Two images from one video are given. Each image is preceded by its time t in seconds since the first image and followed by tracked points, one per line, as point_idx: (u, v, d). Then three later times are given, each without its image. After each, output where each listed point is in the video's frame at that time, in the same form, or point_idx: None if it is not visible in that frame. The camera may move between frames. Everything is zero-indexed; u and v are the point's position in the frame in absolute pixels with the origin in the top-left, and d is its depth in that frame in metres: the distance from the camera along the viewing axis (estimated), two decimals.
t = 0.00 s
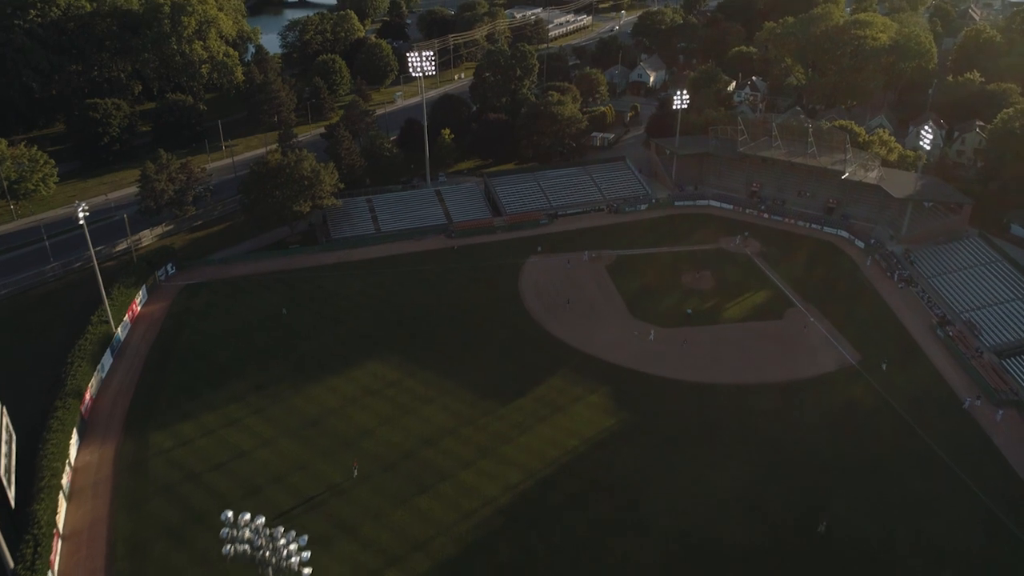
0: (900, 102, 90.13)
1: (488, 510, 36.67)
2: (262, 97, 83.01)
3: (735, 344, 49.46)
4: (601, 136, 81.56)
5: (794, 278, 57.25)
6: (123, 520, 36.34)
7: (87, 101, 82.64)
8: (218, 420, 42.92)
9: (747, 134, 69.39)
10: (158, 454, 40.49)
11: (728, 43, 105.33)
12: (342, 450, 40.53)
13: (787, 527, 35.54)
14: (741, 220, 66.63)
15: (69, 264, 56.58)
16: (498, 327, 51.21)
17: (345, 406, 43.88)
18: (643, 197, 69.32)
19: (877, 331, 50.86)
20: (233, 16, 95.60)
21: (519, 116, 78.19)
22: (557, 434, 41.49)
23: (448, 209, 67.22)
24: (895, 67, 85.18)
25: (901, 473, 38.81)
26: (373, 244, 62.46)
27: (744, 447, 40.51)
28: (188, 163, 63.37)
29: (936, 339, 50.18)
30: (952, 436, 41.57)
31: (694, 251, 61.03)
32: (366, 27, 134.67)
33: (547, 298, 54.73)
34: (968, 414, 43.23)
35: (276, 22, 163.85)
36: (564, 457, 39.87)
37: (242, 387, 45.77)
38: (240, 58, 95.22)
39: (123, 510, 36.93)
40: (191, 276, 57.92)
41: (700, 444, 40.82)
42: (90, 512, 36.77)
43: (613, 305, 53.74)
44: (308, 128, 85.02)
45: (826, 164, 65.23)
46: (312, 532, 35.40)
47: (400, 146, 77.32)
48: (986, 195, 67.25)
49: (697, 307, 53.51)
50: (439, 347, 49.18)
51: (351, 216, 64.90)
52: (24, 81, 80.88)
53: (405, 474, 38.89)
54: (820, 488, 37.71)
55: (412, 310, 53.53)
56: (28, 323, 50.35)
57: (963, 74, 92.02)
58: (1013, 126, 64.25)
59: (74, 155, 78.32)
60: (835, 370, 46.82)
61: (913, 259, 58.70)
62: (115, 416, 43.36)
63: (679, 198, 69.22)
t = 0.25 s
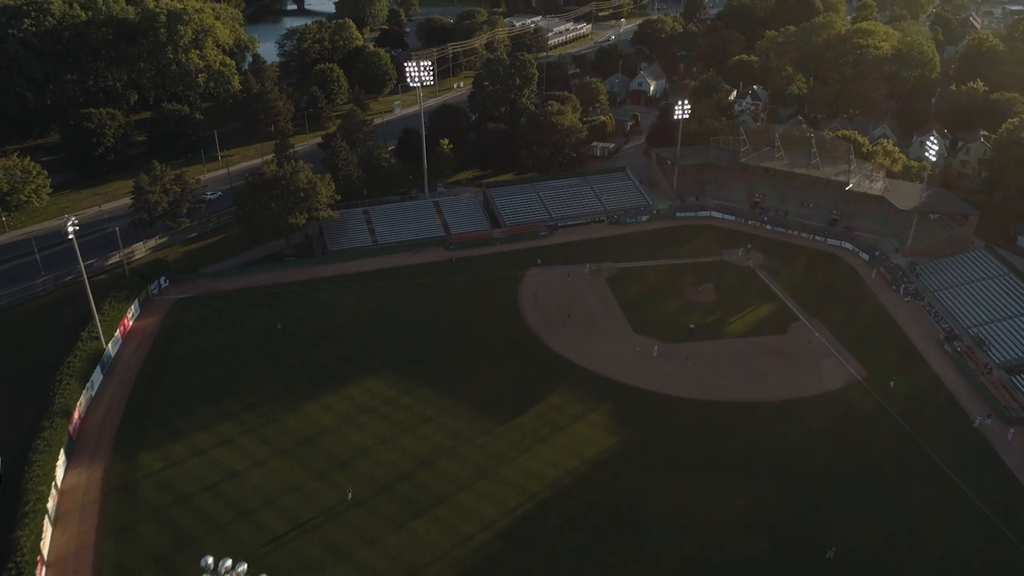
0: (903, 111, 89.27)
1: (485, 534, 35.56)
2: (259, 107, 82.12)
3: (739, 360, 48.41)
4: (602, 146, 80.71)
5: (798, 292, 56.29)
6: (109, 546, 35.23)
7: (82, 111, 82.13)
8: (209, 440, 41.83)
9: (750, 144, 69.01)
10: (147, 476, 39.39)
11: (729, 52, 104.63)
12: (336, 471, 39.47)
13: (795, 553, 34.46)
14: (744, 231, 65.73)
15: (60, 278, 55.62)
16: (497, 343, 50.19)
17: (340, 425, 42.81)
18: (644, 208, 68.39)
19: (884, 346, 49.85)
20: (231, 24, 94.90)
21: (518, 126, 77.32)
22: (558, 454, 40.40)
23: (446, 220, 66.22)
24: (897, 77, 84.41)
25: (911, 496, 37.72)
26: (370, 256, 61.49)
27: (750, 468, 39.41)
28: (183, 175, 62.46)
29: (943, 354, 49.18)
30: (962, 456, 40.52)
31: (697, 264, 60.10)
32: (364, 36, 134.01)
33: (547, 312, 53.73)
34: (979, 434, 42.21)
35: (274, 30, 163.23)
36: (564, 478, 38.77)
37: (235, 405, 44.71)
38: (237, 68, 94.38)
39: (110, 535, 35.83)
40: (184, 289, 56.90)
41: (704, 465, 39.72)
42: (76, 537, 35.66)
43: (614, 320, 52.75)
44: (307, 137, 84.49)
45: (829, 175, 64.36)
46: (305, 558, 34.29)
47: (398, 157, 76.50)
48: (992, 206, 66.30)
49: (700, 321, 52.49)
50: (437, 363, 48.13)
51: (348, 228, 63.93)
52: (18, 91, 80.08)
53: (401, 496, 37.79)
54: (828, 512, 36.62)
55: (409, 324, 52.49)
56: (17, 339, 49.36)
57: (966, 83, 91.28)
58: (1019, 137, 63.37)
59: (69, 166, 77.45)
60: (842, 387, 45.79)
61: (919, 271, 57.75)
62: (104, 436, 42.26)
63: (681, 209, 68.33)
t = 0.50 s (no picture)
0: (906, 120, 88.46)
1: (483, 559, 34.47)
2: (255, 117, 81.25)
3: (743, 376, 47.40)
4: (602, 156, 79.84)
5: (802, 305, 55.29)
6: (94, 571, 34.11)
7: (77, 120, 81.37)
8: (200, 460, 40.76)
9: (751, 154, 68.17)
10: (135, 498, 38.30)
11: (729, 61, 103.91)
12: (329, 493, 38.37)
13: None
14: (746, 243, 64.79)
15: (50, 292, 54.68)
16: (495, 359, 49.17)
17: (334, 445, 41.73)
18: (644, 220, 67.49)
19: (891, 362, 48.84)
20: (227, 33, 94.20)
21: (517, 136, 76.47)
22: (558, 475, 39.33)
23: (444, 232, 65.27)
24: (900, 86, 83.62)
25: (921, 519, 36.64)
26: (367, 269, 60.50)
27: (755, 489, 38.36)
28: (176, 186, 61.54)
29: (951, 371, 48.17)
30: (973, 477, 39.44)
31: (699, 276, 59.16)
32: (363, 44, 133.32)
33: (546, 327, 52.73)
34: (990, 453, 41.16)
35: (273, 39, 162.73)
36: (564, 500, 37.70)
37: (227, 423, 43.66)
38: (234, 77, 93.60)
39: (96, 560, 34.72)
40: (177, 303, 55.88)
41: (708, 486, 38.66)
42: (60, 563, 34.54)
43: (615, 334, 51.74)
44: (304, 147, 83.64)
45: (832, 186, 63.45)
46: None
47: (396, 168, 75.62)
48: (998, 217, 65.34)
49: (703, 336, 51.47)
50: (434, 380, 47.10)
51: (344, 240, 62.95)
52: (12, 101, 79.22)
53: (396, 519, 36.70)
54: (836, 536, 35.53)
55: (406, 340, 51.46)
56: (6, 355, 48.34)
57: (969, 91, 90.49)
58: None
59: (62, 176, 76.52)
60: (848, 405, 44.79)
61: (924, 284, 56.79)
62: (92, 456, 41.19)
63: (682, 220, 67.42)
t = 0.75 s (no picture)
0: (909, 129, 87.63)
1: None
2: (251, 126, 80.41)
3: (747, 394, 46.37)
4: (602, 166, 78.94)
5: (807, 320, 54.31)
6: None
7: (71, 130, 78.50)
8: (191, 482, 39.71)
9: (754, 165, 67.32)
10: (124, 521, 37.24)
11: (730, 70, 103.22)
12: (323, 516, 37.35)
13: None
14: (749, 255, 63.84)
15: (40, 307, 53.67)
16: (494, 376, 48.15)
17: (329, 465, 40.69)
18: (645, 231, 66.54)
19: (898, 379, 47.82)
20: (224, 42, 93.48)
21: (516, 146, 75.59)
22: (559, 497, 38.27)
23: (443, 244, 64.31)
24: (903, 95, 82.85)
25: (933, 542, 35.58)
26: (364, 281, 59.51)
27: (761, 512, 37.31)
28: (170, 198, 60.65)
29: (960, 387, 47.15)
30: (984, 497, 38.39)
31: (701, 289, 58.18)
32: (361, 53, 132.60)
33: (547, 342, 51.73)
34: (1002, 473, 40.12)
35: (271, 48, 162.13)
36: (565, 523, 36.64)
37: (219, 442, 42.61)
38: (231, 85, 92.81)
39: None
40: (170, 317, 54.87)
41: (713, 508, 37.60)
42: None
43: (617, 350, 50.73)
44: (300, 158, 82.73)
45: (836, 198, 62.53)
46: None
47: (393, 178, 74.72)
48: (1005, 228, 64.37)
49: (706, 351, 50.45)
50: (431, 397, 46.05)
51: (341, 252, 61.97)
52: (6, 111, 78.37)
53: (392, 543, 35.64)
54: (845, 561, 34.48)
55: (403, 355, 50.44)
56: None
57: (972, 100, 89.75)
58: None
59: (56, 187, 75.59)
60: (855, 423, 43.77)
61: (931, 298, 55.83)
62: (79, 478, 40.13)
63: (684, 231, 66.51)
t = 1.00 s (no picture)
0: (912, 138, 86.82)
1: None
2: (247, 136, 79.47)
3: (752, 411, 45.28)
4: (602, 176, 78.02)
5: (812, 335, 53.25)
6: None
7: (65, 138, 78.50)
8: (181, 505, 38.60)
9: (756, 176, 66.39)
10: (111, 546, 36.13)
11: (731, 78, 102.42)
12: (317, 540, 36.23)
13: None
14: (752, 267, 62.82)
15: (29, 322, 52.64)
16: (493, 393, 47.06)
17: (323, 487, 39.59)
18: (646, 243, 65.55)
19: (906, 396, 46.77)
20: (221, 51, 92.66)
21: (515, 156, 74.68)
22: (560, 520, 37.17)
23: (441, 256, 63.27)
24: (906, 104, 82.02)
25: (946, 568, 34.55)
26: (360, 295, 58.46)
27: (768, 536, 36.23)
28: (164, 210, 59.67)
29: (970, 405, 46.12)
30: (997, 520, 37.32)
31: (704, 303, 57.15)
32: (359, 61, 131.84)
33: (547, 358, 50.67)
34: (1015, 495, 39.07)
35: (269, 56, 161.35)
36: (566, 548, 35.55)
37: (210, 463, 41.51)
38: (227, 95, 91.96)
39: None
40: (162, 331, 53.81)
41: (718, 532, 36.52)
42: None
43: (618, 366, 49.66)
44: (297, 168, 81.78)
45: (840, 210, 61.57)
46: None
47: (391, 189, 73.78)
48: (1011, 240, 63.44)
49: (709, 367, 49.36)
50: (428, 415, 44.94)
51: (337, 264, 60.94)
52: None
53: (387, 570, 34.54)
54: None
55: (400, 371, 49.35)
56: None
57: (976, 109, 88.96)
58: None
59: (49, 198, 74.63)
60: (863, 443, 42.68)
61: (937, 312, 54.84)
62: (66, 501, 39.01)
63: (685, 243, 65.51)
